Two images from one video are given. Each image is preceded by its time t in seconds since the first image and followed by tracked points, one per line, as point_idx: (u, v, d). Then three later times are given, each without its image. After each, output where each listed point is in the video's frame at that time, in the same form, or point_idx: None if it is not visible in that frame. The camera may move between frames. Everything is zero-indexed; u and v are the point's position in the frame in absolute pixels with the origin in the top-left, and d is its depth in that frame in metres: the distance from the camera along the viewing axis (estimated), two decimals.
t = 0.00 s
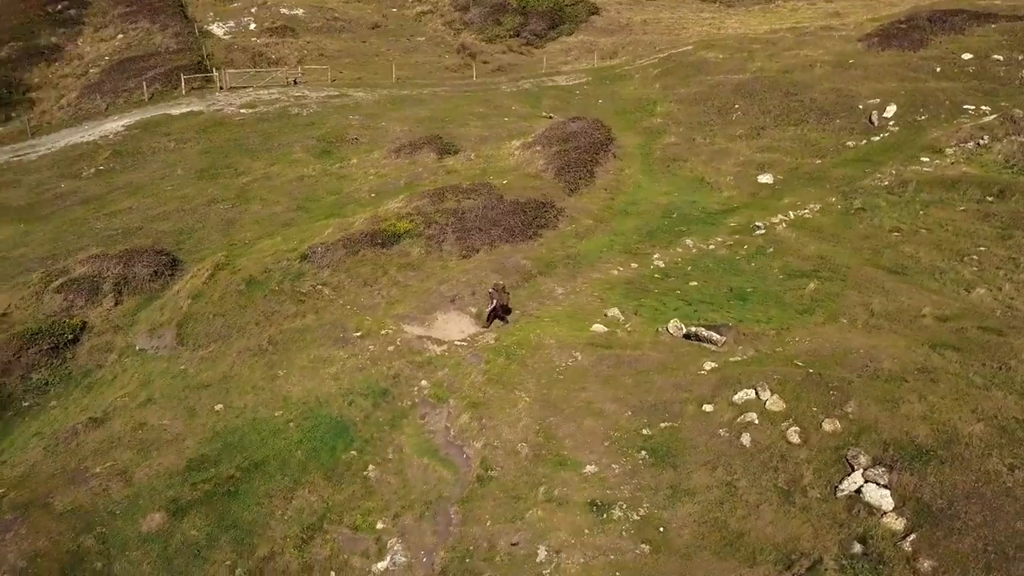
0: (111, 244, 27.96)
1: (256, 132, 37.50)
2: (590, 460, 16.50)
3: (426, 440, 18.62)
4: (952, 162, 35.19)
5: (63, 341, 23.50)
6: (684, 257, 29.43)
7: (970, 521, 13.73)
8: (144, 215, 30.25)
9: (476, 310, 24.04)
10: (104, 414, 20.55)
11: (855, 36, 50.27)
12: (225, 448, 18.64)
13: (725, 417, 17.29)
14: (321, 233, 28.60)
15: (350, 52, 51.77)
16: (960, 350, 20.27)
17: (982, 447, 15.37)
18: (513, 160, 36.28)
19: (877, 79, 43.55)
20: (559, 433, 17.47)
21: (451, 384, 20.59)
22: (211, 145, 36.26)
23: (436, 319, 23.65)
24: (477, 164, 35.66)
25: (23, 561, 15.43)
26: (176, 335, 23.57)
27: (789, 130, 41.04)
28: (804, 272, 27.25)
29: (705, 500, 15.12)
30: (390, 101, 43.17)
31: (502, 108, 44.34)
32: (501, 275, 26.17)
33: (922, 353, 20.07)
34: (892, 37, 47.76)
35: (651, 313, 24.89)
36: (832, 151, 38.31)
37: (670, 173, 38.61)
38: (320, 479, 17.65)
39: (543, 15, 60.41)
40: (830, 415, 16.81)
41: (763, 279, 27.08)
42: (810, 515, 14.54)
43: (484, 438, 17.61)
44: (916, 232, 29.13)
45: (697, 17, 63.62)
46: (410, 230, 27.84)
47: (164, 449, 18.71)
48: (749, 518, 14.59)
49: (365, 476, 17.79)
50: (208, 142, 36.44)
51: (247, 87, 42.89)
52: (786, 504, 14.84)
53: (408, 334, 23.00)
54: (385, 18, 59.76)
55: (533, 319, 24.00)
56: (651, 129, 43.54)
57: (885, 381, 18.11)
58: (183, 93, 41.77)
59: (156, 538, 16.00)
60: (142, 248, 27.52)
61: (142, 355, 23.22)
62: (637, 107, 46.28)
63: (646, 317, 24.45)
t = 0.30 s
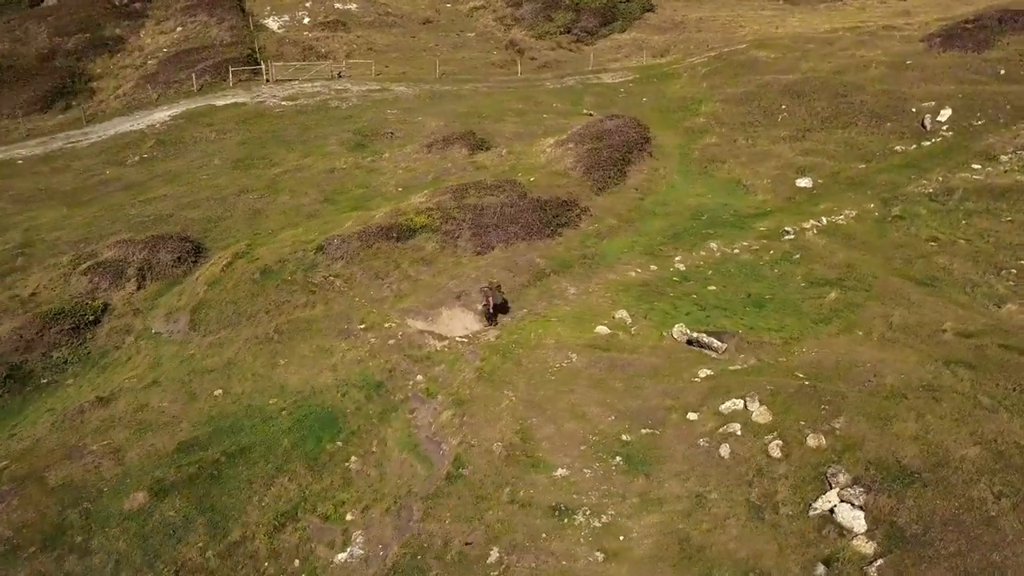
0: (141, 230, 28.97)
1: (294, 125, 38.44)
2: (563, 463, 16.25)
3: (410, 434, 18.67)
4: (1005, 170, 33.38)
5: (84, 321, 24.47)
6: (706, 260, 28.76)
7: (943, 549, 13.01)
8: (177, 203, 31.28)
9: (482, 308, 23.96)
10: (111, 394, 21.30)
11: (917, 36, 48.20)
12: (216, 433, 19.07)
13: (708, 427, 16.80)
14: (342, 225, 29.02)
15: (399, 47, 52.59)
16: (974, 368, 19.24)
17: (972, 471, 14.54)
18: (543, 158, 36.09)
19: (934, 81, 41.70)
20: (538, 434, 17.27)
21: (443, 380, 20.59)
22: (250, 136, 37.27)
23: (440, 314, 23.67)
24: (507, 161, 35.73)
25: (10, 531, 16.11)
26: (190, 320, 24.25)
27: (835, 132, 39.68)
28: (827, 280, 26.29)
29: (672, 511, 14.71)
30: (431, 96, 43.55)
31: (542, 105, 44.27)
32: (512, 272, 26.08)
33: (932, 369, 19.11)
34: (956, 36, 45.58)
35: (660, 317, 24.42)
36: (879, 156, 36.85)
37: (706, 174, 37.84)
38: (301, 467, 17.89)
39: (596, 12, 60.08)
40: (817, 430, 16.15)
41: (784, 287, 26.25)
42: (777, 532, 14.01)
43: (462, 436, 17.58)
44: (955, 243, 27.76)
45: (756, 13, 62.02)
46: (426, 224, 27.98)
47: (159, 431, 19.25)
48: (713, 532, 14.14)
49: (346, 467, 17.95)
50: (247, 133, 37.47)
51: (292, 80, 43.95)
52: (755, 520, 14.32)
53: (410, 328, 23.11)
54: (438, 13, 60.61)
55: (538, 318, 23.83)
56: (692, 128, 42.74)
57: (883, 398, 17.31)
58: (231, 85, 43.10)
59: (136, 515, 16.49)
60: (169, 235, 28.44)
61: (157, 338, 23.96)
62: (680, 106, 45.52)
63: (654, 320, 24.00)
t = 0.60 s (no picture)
0: (174, 214, 30.06)
1: (333, 116, 39.32)
2: (536, 459, 16.21)
3: (396, 423, 18.88)
4: None
5: (110, 300, 25.56)
6: (727, 261, 28.18)
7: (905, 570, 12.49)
8: (212, 189, 32.36)
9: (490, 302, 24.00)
10: (124, 371, 22.20)
11: (983, 35, 46.01)
12: (214, 413, 19.67)
13: (687, 430, 16.49)
14: (364, 215, 29.51)
15: (447, 41, 53.23)
16: (984, 383, 18.33)
17: (952, 490, 13.89)
18: (575, 154, 35.93)
19: (994, 83, 39.78)
20: (517, 429, 17.27)
21: (438, 371, 20.74)
22: (290, 126, 38.26)
23: (447, 306, 23.81)
24: (538, 157, 35.71)
25: (9, 496, 17.00)
26: (208, 303, 25.05)
27: (883, 134, 38.28)
28: (850, 286, 25.44)
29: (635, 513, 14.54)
30: (472, 90, 43.85)
31: (582, 101, 44.11)
32: (525, 268, 26.09)
33: (938, 382, 18.30)
34: None
35: (669, 317, 24.08)
36: (926, 159, 35.38)
37: (742, 174, 37.06)
38: (288, 451, 18.30)
39: (649, 7, 59.45)
40: (798, 439, 15.68)
41: (803, 291, 25.51)
42: (738, 541, 13.68)
43: (443, 427, 17.71)
44: (992, 253, 26.48)
45: (818, 8, 60.21)
46: (445, 217, 28.21)
47: (161, 408, 19.97)
48: (673, 537, 13.91)
49: (331, 452, 18.28)
50: (287, 124, 38.48)
51: (337, 72, 44.98)
52: (717, 527, 14.02)
53: (415, 319, 23.32)
54: (490, 8, 61.09)
55: (544, 314, 23.78)
56: (735, 127, 41.90)
57: (876, 409, 16.68)
58: (278, 76, 44.38)
59: (126, 487, 17.15)
60: (199, 220, 29.43)
61: (176, 318, 24.84)
62: (725, 105, 44.67)
63: (661, 320, 23.68)
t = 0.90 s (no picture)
0: (214, 199, 31.27)
1: (378, 108, 40.17)
2: (513, 450, 16.35)
3: (390, 409, 19.29)
4: None
5: (144, 279, 26.80)
6: (752, 263, 27.65)
7: None
8: (253, 177, 33.56)
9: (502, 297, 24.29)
10: (147, 347, 23.26)
11: None
12: (221, 390, 20.46)
13: (667, 430, 16.34)
14: (393, 205, 30.09)
15: (500, 36, 53.78)
16: (993, 399, 17.53)
17: (925, 505, 13.39)
18: (611, 151, 35.78)
19: None
20: (500, 420, 17.42)
21: (439, 360, 21.07)
22: (335, 117, 39.30)
23: (459, 299, 24.16)
24: (574, 153, 35.73)
25: (22, 458, 18.08)
26: (234, 286, 26.01)
27: (938, 138, 36.78)
28: (875, 293, 24.62)
29: (600, 509, 14.51)
30: (518, 86, 44.16)
31: (628, 99, 43.91)
32: (541, 263, 26.19)
33: (942, 395, 17.60)
34: None
35: (681, 318, 23.82)
36: (980, 165, 33.84)
37: (784, 175, 36.22)
38: (284, 430, 18.89)
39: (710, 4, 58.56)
40: (777, 445, 15.35)
41: (825, 297, 24.82)
42: (697, 543, 13.52)
43: (430, 415, 18.01)
44: None
45: (888, 5, 58.16)
46: (469, 211, 28.54)
47: (173, 383, 20.88)
48: (632, 535, 13.84)
49: (324, 433, 18.78)
50: (333, 115, 39.52)
51: (387, 66, 45.97)
52: (679, 527, 13.88)
53: (425, 310, 23.72)
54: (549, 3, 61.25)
55: (554, 310, 23.84)
56: (783, 127, 40.97)
57: (866, 419, 16.18)
58: (330, 69, 45.65)
59: (127, 456, 18.02)
60: (235, 206, 30.55)
61: (202, 299, 25.88)
62: (776, 104, 43.72)
63: (672, 320, 23.44)
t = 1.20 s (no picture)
0: (256, 186, 32.48)
1: (424, 102, 40.94)
2: (495, 439, 16.58)
3: (389, 393, 19.76)
4: None
5: (182, 260, 28.08)
6: (779, 266, 27.10)
7: None
8: (297, 166, 34.70)
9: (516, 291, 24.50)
10: (176, 324, 24.41)
11: None
12: (234, 367, 21.33)
13: (649, 428, 16.29)
14: (424, 197, 30.65)
15: (555, 34, 54.03)
16: (1001, 415, 16.79)
17: (895, 518, 13.00)
18: (650, 149, 35.52)
19: None
20: (488, 410, 17.67)
21: (445, 349, 21.44)
22: (382, 110, 40.24)
23: (475, 290, 24.45)
24: (612, 150, 35.65)
25: (44, 421, 19.28)
26: (263, 270, 27.01)
27: (997, 144, 35.16)
28: (901, 301, 23.81)
29: (567, 501, 14.60)
30: (566, 83, 44.31)
31: (677, 98, 43.51)
32: (561, 258, 26.29)
33: (946, 409, 16.96)
34: None
35: (694, 318, 23.58)
36: None
37: (829, 178, 35.28)
38: (286, 409, 19.59)
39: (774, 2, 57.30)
40: (755, 448, 15.13)
41: (848, 304, 24.16)
42: (656, 540, 13.48)
43: (422, 401, 18.40)
44: None
45: (964, 5, 55.75)
46: (495, 204, 28.86)
47: (192, 359, 21.88)
48: (594, 528, 13.89)
49: (323, 414, 19.38)
50: (380, 108, 40.47)
51: (438, 61, 46.77)
52: (642, 524, 13.85)
53: (440, 299, 24.15)
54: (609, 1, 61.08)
55: (567, 305, 23.93)
56: (835, 129, 39.86)
57: (855, 428, 15.77)
58: (384, 63, 46.69)
59: (138, 425, 19.01)
60: (275, 194, 31.66)
61: (233, 281, 26.96)
62: (830, 106, 42.57)
63: (684, 320, 23.22)
